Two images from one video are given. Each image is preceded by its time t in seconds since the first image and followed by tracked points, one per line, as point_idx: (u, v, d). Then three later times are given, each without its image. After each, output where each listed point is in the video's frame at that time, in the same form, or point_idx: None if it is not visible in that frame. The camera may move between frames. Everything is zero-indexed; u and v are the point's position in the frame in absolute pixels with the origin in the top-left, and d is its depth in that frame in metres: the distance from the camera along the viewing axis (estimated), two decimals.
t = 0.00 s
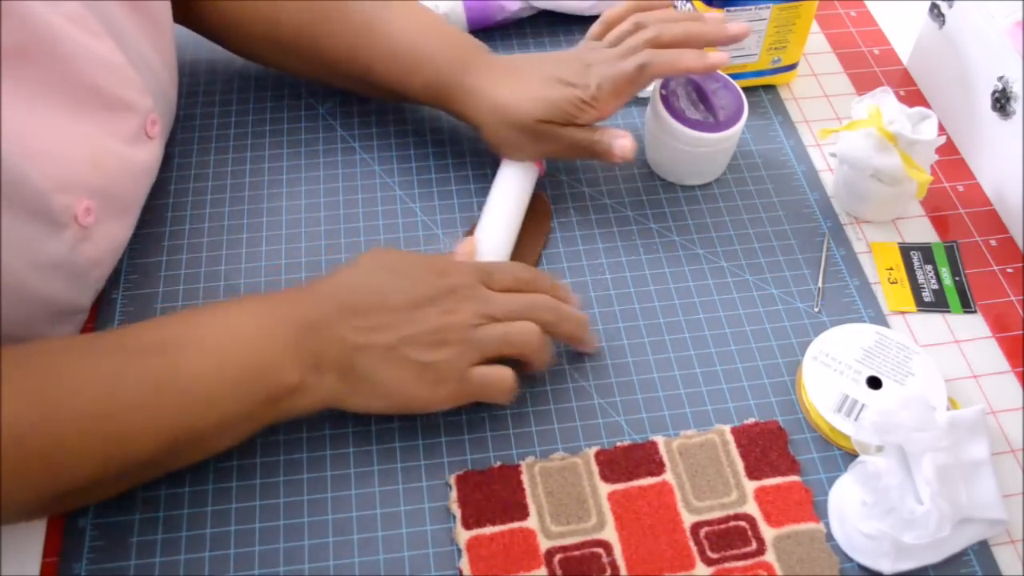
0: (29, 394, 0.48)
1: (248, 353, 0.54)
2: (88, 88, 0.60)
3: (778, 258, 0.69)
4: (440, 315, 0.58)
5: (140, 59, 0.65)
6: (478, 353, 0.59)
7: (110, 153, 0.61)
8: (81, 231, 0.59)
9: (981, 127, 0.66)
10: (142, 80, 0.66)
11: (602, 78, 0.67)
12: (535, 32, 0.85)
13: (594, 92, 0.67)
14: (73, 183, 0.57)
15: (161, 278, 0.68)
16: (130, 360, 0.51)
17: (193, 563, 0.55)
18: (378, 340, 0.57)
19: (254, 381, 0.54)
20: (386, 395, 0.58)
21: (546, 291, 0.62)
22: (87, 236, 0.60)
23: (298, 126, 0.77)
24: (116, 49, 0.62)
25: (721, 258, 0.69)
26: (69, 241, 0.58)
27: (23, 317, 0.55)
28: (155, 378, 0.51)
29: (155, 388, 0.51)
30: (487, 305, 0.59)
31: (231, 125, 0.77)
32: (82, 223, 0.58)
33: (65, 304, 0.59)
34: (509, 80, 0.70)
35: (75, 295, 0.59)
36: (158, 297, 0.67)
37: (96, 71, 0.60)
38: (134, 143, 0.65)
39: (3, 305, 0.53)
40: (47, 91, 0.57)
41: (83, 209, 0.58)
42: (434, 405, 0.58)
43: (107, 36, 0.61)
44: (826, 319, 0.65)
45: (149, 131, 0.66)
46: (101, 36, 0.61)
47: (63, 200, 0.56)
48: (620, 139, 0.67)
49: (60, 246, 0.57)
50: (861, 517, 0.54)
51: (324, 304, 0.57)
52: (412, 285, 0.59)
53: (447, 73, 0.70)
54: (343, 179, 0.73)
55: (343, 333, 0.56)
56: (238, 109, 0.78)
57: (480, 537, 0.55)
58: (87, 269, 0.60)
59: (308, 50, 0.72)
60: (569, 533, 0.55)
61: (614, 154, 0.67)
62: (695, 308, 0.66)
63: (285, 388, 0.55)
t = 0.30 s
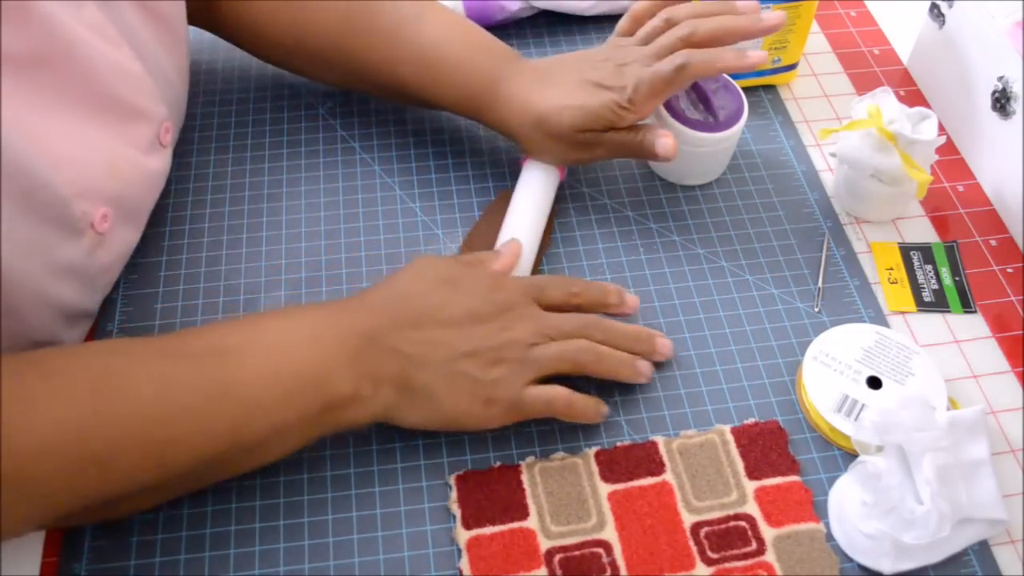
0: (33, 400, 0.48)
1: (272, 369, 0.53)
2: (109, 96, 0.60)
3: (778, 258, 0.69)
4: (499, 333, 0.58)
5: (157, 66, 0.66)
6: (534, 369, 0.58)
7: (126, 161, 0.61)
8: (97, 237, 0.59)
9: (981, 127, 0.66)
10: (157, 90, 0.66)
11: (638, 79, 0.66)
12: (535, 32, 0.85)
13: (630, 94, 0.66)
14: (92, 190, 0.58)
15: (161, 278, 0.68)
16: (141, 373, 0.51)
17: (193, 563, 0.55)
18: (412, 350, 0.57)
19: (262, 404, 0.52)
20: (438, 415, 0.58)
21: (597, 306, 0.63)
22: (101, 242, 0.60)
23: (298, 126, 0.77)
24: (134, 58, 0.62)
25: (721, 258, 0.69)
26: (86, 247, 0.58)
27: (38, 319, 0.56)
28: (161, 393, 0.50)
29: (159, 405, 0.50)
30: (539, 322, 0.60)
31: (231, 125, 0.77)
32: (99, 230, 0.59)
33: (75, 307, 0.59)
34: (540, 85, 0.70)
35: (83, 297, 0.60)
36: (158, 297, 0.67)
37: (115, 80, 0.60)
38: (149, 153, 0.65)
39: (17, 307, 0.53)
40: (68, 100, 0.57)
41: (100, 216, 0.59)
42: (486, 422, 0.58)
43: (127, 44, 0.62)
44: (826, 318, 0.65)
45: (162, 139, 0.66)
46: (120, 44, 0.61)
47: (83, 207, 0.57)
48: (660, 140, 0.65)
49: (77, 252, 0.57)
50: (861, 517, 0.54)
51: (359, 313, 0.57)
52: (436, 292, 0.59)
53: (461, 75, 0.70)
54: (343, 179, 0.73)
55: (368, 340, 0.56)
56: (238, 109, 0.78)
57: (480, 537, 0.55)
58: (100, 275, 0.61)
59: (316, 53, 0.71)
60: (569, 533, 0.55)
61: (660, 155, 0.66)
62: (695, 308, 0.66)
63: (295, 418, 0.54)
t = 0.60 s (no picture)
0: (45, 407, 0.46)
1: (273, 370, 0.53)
2: (113, 97, 0.60)
3: (779, 258, 0.69)
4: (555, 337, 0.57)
5: (161, 67, 0.65)
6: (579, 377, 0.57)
7: (131, 163, 0.61)
8: (98, 234, 0.59)
9: (981, 127, 0.66)
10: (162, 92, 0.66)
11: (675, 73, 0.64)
12: (535, 32, 0.85)
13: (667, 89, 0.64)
14: (94, 188, 0.58)
15: (161, 278, 0.68)
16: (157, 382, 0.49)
17: (193, 563, 0.55)
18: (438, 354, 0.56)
19: (281, 422, 0.50)
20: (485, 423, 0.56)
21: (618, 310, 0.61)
22: (101, 239, 0.60)
23: (298, 126, 0.77)
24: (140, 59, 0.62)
25: (721, 258, 0.69)
26: (86, 245, 0.58)
27: (38, 315, 0.56)
28: (173, 408, 0.48)
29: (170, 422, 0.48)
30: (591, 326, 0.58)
31: (231, 125, 0.77)
32: (99, 227, 0.59)
33: (74, 303, 0.59)
34: (550, 87, 0.70)
35: (83, 296, 0.60)
36: (158, 297, 0.67)
37: (121, 82, 0.60)
38: (151, 154, 0.65)
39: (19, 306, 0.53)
40: (72, 100, 0.57)
41: (100, 213, 0.59)
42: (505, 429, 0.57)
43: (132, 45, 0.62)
44: (826, 318, 0.65)
45: (165, 142, 0.66)
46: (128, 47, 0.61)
47: (84, 205, 0.57)
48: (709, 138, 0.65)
49: (78, 249, 0.58)
50: (860, 516, 0.54)
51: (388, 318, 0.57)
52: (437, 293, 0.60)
53: (465, 76, 0.70)
54: (343, 179, 0.73)
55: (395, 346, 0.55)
56: (238, 109, 0.79)
57: (480, 537, 0.55)
58: (100, 273, 0.61)
59: (315, 48, 0.71)
60: (569, 533, 0.55)
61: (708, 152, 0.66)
62: (695, 308, 0.66)
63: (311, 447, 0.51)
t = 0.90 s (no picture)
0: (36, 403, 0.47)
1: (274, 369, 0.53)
2: (112, 96, 0.60)
3: (778, 258, 0.69)
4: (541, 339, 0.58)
5: (161, 66, 0.65)
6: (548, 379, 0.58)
7: (132, 163, 0.61)
8: (98, 235, 0.59)
9: (981, 127, 0.66)
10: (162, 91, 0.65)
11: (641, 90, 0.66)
12: (535, 32, 0.85)
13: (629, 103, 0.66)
14: (96, 187, 0.58)
15: (161, 278, 0.68)
16: (145, 377, 0.50)
17: (193, 564, 0.55)
18: (397, 357, 0.57)
19: (274, 411, 0.52)
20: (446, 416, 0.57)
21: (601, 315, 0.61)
22: (102, 239, 0.60)
23: (298, 126, 0.77)
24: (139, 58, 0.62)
25: (721, 258, 0.69)
26: (87, 246, 0.58)
27: (38, 316, 0.56)
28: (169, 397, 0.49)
29: (162, 407, 0.49)
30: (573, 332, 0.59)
31: (231, 125, 0.77)
32: (100, 228, 0.59)
33: (73, 302, 0.59)
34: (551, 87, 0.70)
35: (83, 295, 0.60)
36: (158, 297, 0.67)
37: (120, 81, 0.60)
38: (150, 154, 0.65)
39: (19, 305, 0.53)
40: (71, 98, 0.57)
41: (101, 214, 0.59)
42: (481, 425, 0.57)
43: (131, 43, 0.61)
44: (826, 319, 0.65)
45: (164, 141, 0.66)
46: (128, 45, 0.61)
47: (86, 204, 0.57)
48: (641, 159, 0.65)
49: (80, 252, 0.58)
50: (860, 516, 0.54)
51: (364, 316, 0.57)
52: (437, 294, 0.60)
53: (465, 76, 0.70)
54: (343, 179, 0.73)
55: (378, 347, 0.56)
56: (238, 109, 0.78)
57: (480, 537, 0.55)
58: (99, 273, 0.61)
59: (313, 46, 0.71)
60: (570, 533, 0.55)
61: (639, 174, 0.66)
62: (695, 308, 0.66)
63: (297, 428, 0.53)
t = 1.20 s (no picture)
0: (25, 397, 0.49)
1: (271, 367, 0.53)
2: (108, 91, 0.60)
3: (778, 258, 0.69)
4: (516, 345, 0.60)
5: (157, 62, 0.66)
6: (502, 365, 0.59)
7: (129, 159, 0.62)
8: (94, 230, 0.59)
9: (981, 127, 0.66)
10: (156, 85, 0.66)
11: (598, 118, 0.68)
12: (535, 32, 0.85)
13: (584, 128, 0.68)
14: (94, 184, 0.58)
15: (161, 278, 0.68)
16: (133, 364, 0.52)
17: (193, 563, 0.55)
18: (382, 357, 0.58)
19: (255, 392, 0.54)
20: (413, 410, 0.58)
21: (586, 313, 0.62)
22: (98, 235, 0.60)
23: (298, 126, 0.77)
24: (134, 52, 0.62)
25: (721, 258, 0.69)
26: (83, 240, 0.58)
27: (36, 313, 0.56)
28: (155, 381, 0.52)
29: (147, 392, 0.51)
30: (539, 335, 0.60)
31: (231, 125, 0.77)
32: (96, 223, 0.59)
33: (70, 299, 0.59)
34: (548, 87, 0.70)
35: (79, 291, 0.60)
36: (158, 297, 0.67)
37: (116, 76, 0.60)
38: (145, 148, 0.64)
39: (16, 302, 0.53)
40: (68, 94, 0.57)
41: (98, 209, 0.59)
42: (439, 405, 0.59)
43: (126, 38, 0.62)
44: (826, 319, 0.65)
45: (159, 135, 0.66)
46: (122, 39, 0.61)
47: (83, 200, 0.57)
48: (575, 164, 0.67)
49: (74, 244, 0.57)
50: (860, 516, 0.54)
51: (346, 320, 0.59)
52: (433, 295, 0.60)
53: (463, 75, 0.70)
54: (343, 179, 0.73)
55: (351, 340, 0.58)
56: (238, 108, 0.79)
57: (480, 537, 0.55)
58: (93, 268, 0.60)
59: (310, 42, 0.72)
60: (569, 533, 0.55)
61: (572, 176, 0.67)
62: (695, 308, 0.66)
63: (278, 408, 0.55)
